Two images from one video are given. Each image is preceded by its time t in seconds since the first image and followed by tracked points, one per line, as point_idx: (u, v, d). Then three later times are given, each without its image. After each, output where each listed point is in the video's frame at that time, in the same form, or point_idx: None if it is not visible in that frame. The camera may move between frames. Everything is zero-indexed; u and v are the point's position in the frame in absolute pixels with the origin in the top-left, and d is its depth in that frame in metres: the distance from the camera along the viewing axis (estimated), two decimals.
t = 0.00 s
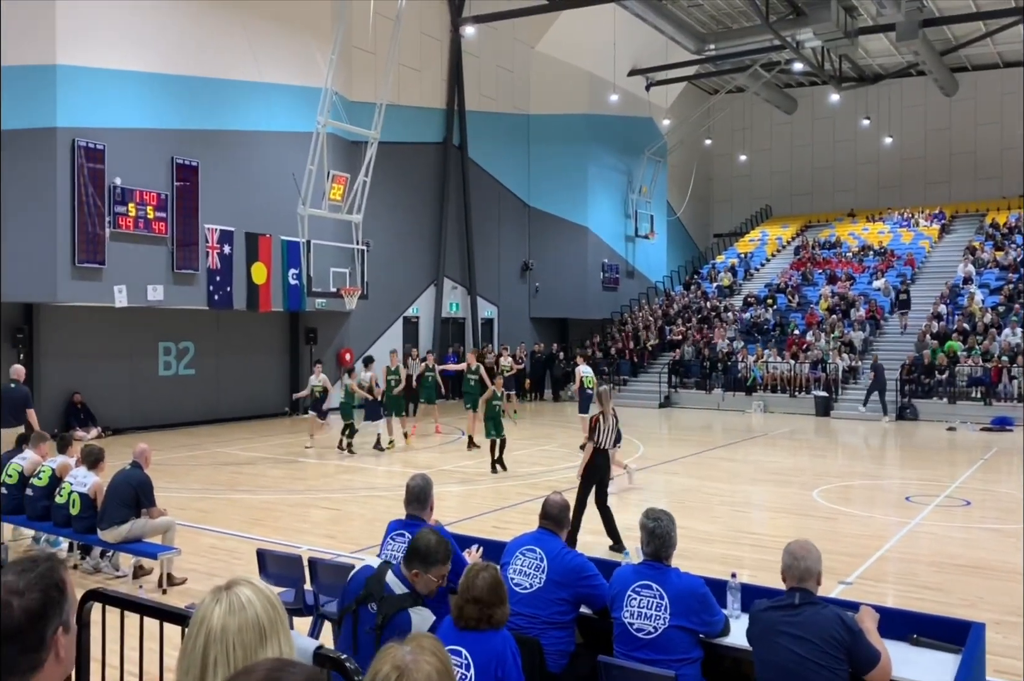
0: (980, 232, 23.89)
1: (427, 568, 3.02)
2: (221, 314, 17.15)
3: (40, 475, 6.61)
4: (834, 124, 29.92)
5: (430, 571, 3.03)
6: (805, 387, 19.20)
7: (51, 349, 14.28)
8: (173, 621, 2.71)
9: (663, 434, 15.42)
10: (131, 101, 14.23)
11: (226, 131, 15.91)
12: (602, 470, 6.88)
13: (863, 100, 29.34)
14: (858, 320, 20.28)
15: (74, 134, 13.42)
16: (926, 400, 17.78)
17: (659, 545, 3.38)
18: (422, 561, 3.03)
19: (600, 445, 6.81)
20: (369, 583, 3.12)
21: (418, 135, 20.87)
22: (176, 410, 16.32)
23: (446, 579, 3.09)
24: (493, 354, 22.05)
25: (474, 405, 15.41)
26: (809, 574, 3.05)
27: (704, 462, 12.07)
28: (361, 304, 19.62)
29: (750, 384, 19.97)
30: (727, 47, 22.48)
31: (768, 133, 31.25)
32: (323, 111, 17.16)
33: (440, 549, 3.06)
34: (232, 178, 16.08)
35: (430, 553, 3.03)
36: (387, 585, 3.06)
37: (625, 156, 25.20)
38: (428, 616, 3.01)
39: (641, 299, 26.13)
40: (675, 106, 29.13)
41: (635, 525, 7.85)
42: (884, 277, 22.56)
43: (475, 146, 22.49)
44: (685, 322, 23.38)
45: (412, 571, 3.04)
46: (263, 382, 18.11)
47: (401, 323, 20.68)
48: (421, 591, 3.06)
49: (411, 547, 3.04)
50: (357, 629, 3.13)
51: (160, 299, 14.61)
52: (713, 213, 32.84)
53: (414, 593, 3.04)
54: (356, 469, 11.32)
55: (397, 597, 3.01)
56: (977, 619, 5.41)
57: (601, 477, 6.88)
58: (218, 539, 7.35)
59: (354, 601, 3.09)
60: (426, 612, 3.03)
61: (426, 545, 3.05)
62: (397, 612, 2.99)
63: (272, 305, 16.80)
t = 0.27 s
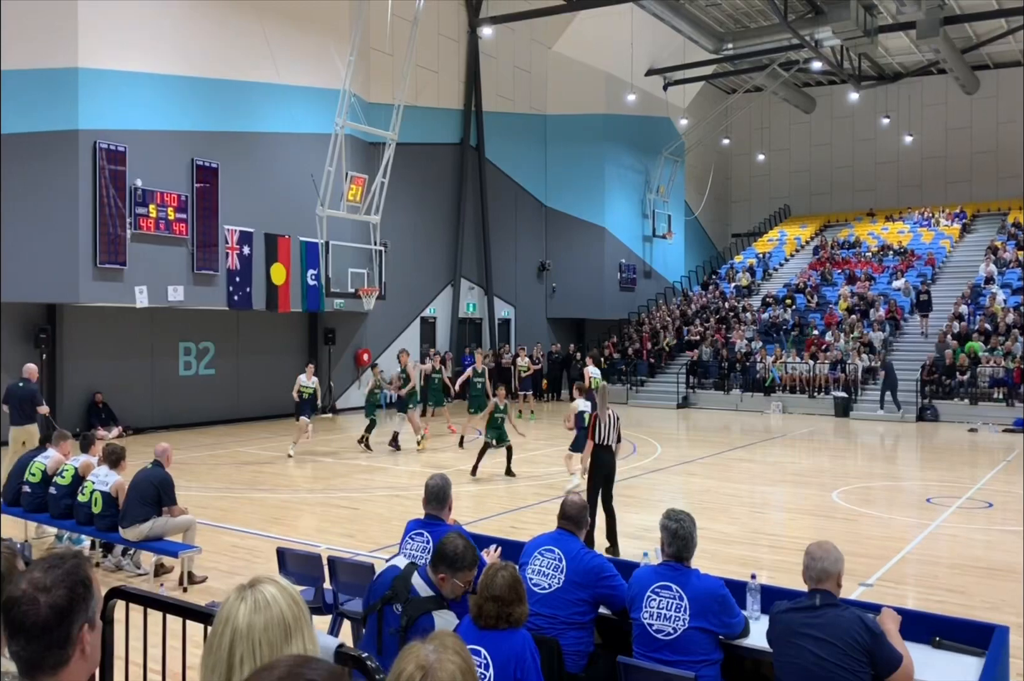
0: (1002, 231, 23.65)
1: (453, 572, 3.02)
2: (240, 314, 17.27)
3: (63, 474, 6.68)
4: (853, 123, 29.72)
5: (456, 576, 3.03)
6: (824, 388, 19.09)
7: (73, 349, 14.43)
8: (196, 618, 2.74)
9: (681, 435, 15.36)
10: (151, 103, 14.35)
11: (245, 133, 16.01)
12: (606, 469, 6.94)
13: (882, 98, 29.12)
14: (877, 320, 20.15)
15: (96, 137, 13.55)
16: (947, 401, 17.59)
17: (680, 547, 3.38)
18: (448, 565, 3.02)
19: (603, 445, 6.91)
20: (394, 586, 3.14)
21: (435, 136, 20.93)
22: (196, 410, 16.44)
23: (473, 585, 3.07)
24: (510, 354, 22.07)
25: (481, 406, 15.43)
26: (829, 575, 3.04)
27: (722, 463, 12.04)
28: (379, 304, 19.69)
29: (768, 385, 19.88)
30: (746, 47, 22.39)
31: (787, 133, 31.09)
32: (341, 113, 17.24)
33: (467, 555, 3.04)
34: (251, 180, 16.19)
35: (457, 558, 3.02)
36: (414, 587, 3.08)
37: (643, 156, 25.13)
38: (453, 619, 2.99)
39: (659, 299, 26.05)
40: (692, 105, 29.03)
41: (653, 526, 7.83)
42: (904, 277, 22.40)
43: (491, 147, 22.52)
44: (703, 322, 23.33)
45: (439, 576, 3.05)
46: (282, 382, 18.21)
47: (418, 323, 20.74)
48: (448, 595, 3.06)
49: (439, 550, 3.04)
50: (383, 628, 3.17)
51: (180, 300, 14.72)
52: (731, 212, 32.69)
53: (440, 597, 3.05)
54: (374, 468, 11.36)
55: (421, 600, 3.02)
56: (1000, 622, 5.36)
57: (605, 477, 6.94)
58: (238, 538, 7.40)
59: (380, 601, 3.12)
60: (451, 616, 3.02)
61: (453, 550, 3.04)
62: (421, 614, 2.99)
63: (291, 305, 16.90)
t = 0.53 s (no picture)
0: None
1: (476, 574, 3.02)
2: (263, 315, 17.39)
3: (90, 473, 6.76)
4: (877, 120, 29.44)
5: (480, 578, 3.03)
6: (848, 387, 18.94)
7: (99, 350, 14.60)
8: (222, 617, 2.76)
9: (703, 434, 15.29)
10: (175, 105, 14.49)
11: (266, 135, 16.11)
12: (624, 470, 6.92)
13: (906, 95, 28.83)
14: (902, 319, 19.97)
15: (121, 139, 13.69)
16: (973, 401, 17.37)
17: (703, 547, 3.36)
18: (471, 566, 3.03)
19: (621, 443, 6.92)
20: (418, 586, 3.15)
21: (455, 137, 20.96)
22: (219, 409, 16.58)
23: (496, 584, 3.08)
24: (531, 354, 22.08)
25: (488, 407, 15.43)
26: (856, 576, 3.01)
27: (745, 463, 11.97)
28: (400, 304, 19.76)
29: (791, 384, 19.75)
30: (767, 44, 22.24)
31: (810, 130, 30.85)
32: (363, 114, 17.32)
33: (490, 555, 3.04)
34: (274, 181, 16.30)
35: (479, 559, 3.02)
36: (436, 588, 3.09)
37: (664, 155, 25.03)
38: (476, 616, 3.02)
39: (681, 298, 25.93)
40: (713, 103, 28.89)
41: (675, 526, 7.80)
42: (929, 275, 22.17)
43: (512, 147, 22.54)
44: (725, 321, 23.22)
45: (463, 577, 3.04)
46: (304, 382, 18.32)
47: (439, 323, 20.80)
48: (471, 595, 3.06)
49: (462, 551, 3.05)
50: (407, 629, 3.16)
51: (204, 300, 14.85)
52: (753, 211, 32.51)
53: (463, 596, 3.06)
54: (395, 468, 11.39)
55: (445, 600, 3.03)
56: None
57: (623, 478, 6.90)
58: (261, 537, 7.45)
59: (404, 602, 3.12)
60: (474, 613, 3.05)
61: (477, 552, 3.04)
62: (444, 614, 3.01)
63: (313, 306, 17.00)
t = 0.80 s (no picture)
0: None
1: (498, 570, 3.02)
2: (285, 315, 17.53)
3: (116, 473, 6.85)
4: (900, 116, 29.16)
5: (501, 574, 3.03)
6: (872, 386, 18.86)
7: (124, 351, 14.79)
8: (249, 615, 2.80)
9: (725, 434, 15.22)
10: (198, 109, 14.63)
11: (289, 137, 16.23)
12: (645, 468, 6.95)
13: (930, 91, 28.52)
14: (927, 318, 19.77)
15: (145, 143, 13.83)
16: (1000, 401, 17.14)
17: (727, 547, 3.36)
18: (492, 562, 3.03)
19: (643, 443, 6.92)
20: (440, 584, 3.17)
21: (475, 137, 20.99)
22: (242, 409, 16.73)
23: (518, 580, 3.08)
24: (552, 354, 22.07)
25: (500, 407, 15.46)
26: (883, 577, 3.00)
27: (768, 462, 11.91)
28: (421, 305, 19.83)
29: (814, 384, 19.61)
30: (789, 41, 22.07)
31: (832, 127, 30.61)
32: (384, 116, 17.41)
33: (510, 551, 3.04)
34: (296, 184, 16.41)
35: (500, 555, 3.02)
36: (458, 586, 3.11)
37: (685, 153, 24.92)
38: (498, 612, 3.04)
39: (702, 297, 25.80)
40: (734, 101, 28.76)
41: (698, 526, 7.78)
42: (954, 273, 21.92)
43: (532, 147, 22.55)
44: (746, 320, 23.13)
45: (484, 574, 3.04)
46: (326, 382, 18.44)
47: (459, 324, 20.84)
48: (493, 593, 3.06)
49: (483, 548, 3.05)
50: (429, 628, 3.19)
51: (227, 301, 14.99)
52: (775, 209, 32.31)
53: (485, 593, 3.06)
54: (417, 468, 11.44)
55: (467, 597, 3.05)
56: None
57: (644, 475, 6.92)
58: (286, 536, 7.51)
59: (426, 600, 3.14)
60: (497, 611, 3.06)
61: (496, 548, 3.04)
62: (466, 611, 3.03)
63: (335, 306, 17.10)
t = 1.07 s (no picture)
0: None
1: (515, 566, 3.03)
2: (305, 315, 17.60)
3: (139, 473, 6.90)
4: (923, 112, 28.85)
5: (518, 569, 3.04)
6: (895, 385, 18.59)
7: (147, 352, 14.92)
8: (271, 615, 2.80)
9: (745, 434, 15.11)
10: (220, 110, 14.71)
11: (310, 137, 16.31)
12: (657, 470, 6.90)
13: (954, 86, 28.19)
14: (951, 316, 19.53)
15: (167, 144, 13.93)
16: None
17: (752, 549, 3.32)
18: (510, 559, 3.04)
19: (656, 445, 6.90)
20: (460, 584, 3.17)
21: (494, 136, 20.98)
22: (263, 409, 16.82)
23: (536, 577, 3.08)
24: (571, 353, 22.01)
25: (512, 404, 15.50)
26: (910, 581, 2.96)
27: (789, 463, 11.81)
28: (440, 305, 19.85)
29: (836, 383, 19.42)
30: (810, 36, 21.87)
31: (854, 124, 30.33)
32: (403, 115, 17.45)
33: (527, 547, 3.05)
34: (316, 185, 16.49)
35: (517, 550, 3.03)
36: (478, 585, 3.10)
37: (705, 150, 24.77)
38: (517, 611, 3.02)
39: (722, 296, 25.63)
40: (754, 98, 28.60)
41: (719, 527, 7.72)
42: (979, 270, 21.65)
43: (551, 146, 22.51)
44: (767, 319, 22.99)
45: (502, 569, 3.05)
46: (345, 382, 18.50)
47: (478, 323, 20.84)
48: (512, 590, 3.07)
49: (502, 545, 3.06)
50: (451, 629, 3.15)
51: (248, 302, 15.07)
52: (796, 206, 32.06)
53: (504, 591, 3.05)
54: (436, 467, 11.44)
55: (487, 596, 3.03)
56: None
57: (655, 478, 6.87)
58: (306, 536, 7.54)
59: (446, 600, 3.13)
60: (517, 609, 3.04)
61: (514, 543, 3.06)
62: (486, 611, 3.01)
63: (354, 306, 17.15)
